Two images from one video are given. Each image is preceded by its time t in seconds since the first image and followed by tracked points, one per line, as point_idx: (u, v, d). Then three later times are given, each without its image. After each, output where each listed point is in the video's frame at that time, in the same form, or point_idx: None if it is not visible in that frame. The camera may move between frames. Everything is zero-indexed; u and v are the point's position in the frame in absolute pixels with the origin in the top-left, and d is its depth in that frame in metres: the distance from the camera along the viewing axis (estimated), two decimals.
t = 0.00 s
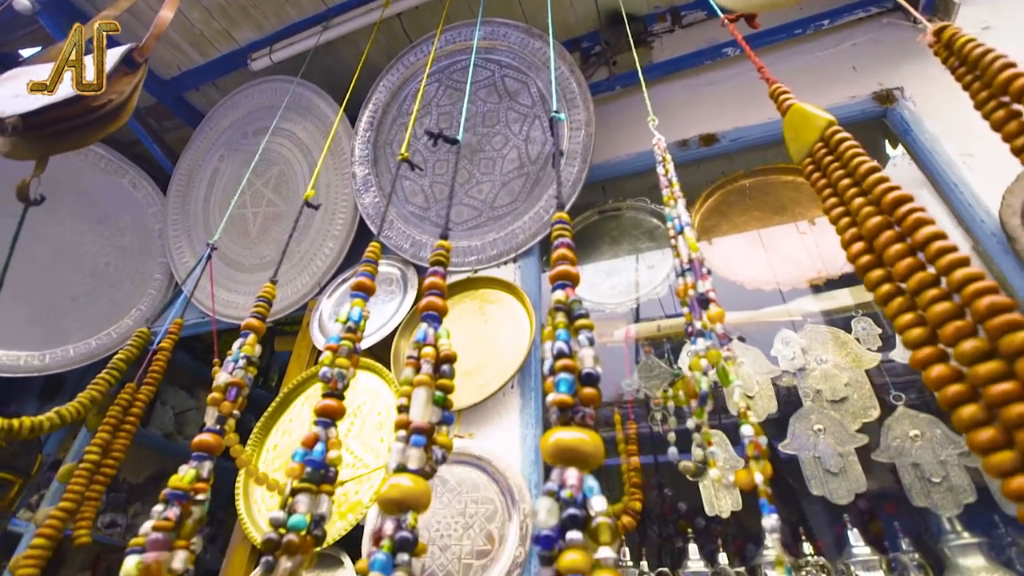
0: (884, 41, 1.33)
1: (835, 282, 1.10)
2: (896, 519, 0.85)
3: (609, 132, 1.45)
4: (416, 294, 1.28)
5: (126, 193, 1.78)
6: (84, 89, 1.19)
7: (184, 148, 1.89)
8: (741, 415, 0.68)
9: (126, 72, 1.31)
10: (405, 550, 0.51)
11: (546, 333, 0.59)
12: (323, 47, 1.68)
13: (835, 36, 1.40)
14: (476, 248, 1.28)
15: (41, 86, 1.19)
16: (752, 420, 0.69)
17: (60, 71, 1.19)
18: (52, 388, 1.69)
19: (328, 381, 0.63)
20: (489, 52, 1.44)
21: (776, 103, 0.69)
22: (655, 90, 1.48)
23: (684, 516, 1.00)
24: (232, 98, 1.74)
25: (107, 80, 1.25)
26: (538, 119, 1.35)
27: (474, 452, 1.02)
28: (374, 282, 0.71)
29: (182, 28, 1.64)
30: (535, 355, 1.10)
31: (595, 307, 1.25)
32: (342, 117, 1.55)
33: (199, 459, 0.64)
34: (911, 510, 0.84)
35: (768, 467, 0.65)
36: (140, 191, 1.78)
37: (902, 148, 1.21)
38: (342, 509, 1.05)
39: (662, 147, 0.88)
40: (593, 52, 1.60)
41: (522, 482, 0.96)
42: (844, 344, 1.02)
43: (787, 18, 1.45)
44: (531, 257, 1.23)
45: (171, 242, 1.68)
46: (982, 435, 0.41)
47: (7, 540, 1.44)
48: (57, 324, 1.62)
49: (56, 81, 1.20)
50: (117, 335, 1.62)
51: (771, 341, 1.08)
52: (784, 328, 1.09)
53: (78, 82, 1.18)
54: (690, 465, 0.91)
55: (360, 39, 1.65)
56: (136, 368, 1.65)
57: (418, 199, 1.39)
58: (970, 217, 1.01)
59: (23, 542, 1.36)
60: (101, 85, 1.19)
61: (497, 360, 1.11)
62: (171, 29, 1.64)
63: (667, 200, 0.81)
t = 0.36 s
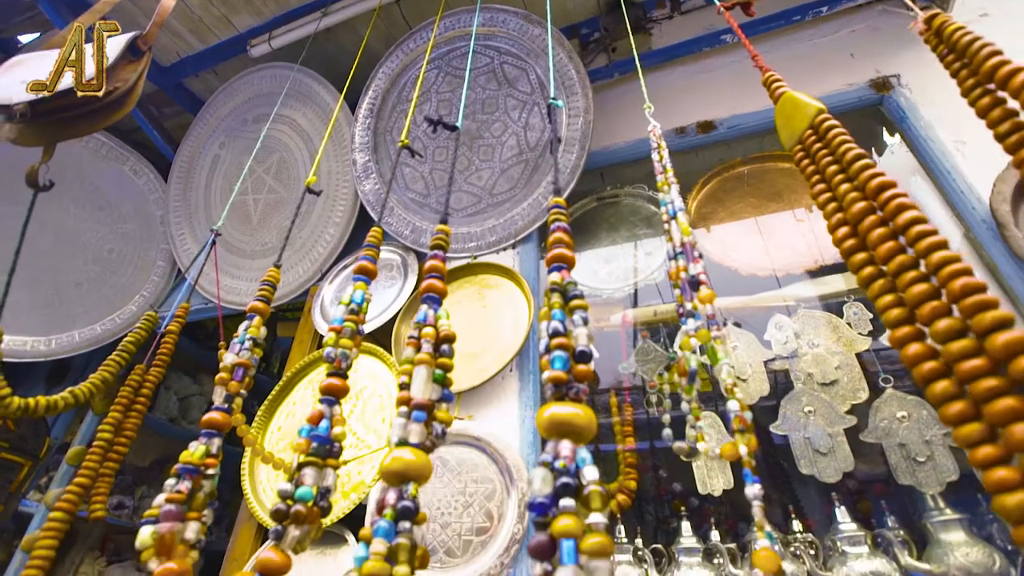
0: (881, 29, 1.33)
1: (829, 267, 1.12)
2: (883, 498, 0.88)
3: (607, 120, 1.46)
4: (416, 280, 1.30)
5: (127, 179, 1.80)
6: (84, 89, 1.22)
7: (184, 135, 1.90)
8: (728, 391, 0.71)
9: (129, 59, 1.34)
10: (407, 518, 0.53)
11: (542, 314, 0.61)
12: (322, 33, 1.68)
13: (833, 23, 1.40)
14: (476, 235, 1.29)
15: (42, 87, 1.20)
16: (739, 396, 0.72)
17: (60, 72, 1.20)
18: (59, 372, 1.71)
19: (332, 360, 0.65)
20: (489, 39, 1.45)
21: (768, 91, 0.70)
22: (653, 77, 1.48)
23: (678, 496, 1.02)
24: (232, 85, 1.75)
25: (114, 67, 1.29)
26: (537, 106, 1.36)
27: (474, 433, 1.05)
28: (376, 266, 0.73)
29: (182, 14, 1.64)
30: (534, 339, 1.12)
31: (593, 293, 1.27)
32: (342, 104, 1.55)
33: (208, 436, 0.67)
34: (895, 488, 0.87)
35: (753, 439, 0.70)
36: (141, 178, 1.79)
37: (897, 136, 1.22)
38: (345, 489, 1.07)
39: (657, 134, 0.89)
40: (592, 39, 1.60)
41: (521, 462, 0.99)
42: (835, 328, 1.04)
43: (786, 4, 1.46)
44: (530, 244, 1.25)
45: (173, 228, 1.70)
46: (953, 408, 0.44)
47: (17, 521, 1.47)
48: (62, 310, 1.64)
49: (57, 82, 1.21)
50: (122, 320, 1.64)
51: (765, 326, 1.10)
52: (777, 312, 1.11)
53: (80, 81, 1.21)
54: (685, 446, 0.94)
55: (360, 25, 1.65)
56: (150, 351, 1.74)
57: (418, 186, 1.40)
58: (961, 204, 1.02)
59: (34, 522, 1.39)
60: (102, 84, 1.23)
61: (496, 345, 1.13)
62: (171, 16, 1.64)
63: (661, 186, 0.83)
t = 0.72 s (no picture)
0: (879, 16, 1.34)
1: (822, 253, 1.14)
2: (869, 476, 0.91)
3: (604, 107, 1.47)
4: (415, 265, 1.32)
5: (128, 166, 1.81)
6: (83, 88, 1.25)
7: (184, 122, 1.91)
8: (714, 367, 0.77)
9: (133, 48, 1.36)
10: (407, 488, 0.56)
11: (536, 294, 0.63)
12: (321, 20, 1.68)
13: (830, 10, 1.40)
14: (475, 221, 1.31)
15: (42, 87, 1.23)
16: (724, 372, 0.78)
17: (60, 71, 1.23)
18: (64, 358, 1.73)
19: (335, 341, 0.67)
20: (487, 26, 1.45)
21: (759, 79, 0.72)
22: (651, 64, 1.48)
23: (672, 477, 1.05)
24: (231, 71, 1.75)
25: (117, 56, 1.31)
26: (535, 93, 1.37)
27: (472, 414, 1.08)
28: (376, 250, 0.75)
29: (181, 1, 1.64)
30: (531, 323, 1.14)
31: (590, 279, 1.29)
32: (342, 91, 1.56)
33: (216, 414, 0.69)
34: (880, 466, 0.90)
35: (735, 412, 0.75)
36: (142, 165, 1.80)
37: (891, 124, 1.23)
38: (348, 468, 1.10)
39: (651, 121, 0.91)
40: (590, 26, 1.60)
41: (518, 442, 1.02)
42: (825, 312, 1.07)
43: None
44: (528, 230, 1.27)
45: (175, 214, 1.71)
46: (924, 382, 0.46)
47: (27, 502, 1.50)
48: (66, 296, 1.66)
49: (56, 81, 1.23)
50: (126, 305, 1.66)
51: (759, 311, 1.12)
52: (770, 298, 1.13)
53: (78, 82, 1.23)
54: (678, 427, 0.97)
55: (358, 12, 1.65)
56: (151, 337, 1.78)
57: (417, 172, 1.42)
58: (952, 192, 1.04)
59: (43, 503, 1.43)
60: (101, 84, 1.25)
61: (494, 329, 1.16)
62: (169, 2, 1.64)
63: (654, 171, 0.84)
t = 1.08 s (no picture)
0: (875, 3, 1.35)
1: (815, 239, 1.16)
2: (857, 456, 0.94)
3: (602, 95, 1.48)
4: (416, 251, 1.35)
5: (129, 153, 1.82)
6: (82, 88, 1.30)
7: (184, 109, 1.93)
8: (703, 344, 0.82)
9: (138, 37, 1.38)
10: (409, 458, 0.59)
11: (533, 275, 0.66)
12: (320, 7, 1.68)
13: None
14: (474, 208, 1.33)
15: (42, 87, 1.28)
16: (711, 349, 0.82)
17: (60, 71, 1.28)
18: (69, 343, 1.76)
19: (340, 321, 0.70)
20: (486, 13, 1.46)
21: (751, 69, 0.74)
22: (649, 51, 1.49)
23: (667, 458, 1.08)
24: (231, 58, 1.75)
25: (122, 45, 1.34)
26: (534, 81, 1.38)
27: (472, 396, 1.11)
28: (377, 235, 0.77)
29: None
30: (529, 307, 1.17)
31: (588, 264, 1.31)
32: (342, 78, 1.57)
33: (225, 391, 0.72)
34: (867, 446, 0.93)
35: (722, 387, 0.79)
36: (143, 152, 1.81)
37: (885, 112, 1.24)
38: (351, 449, 1.13)
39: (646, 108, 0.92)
40: (589, 13, 1.60)
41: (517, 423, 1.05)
42: (816, 297, 1.10)
43: None
44: (527, 217, 1.29)
45: (176, 201, 1.73)
46: (898, 356, 0.49)
47: (37, 483, 1.53)
48: (70, 282, 1.68)
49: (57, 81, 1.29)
50: (130, 292, 1.68)
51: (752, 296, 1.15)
52: (763, 283, 1.15)
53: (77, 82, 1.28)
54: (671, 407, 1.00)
55: None
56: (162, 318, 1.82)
57: (417, 160, 1.43)
58: (942, 178, 1.06)
59: (53, 484, 1.46)
60: (99, 85, 1.28)
61: (494, 313, 1.18)
62: None
63: (648, 157, 0.87)
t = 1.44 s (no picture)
0: None
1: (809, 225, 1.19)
2: (847, 437, 0.97)
3: (601, 83, 1.49)
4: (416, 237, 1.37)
5: (131, 140, 1.83)
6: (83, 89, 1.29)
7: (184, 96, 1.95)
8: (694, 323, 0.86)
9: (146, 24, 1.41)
10: (413, 430, 0.62)
11: (532, 257, 0.68)
12: None
13: None
14: (474, 194, 1.35)
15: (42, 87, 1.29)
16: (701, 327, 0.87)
17: (61, 72, 1.29)
18: (75, 328, 1.78)
19: (346, 302, 0.72)
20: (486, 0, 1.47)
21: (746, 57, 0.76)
22: (648, 39, 1.50)
23: (662, 439, 1.11)
24: (232, 45, 1.76)
25: (130, 33, 1.37)
26: (533, 68, 1.39)
27: (473, 377, 1.14)
28: (381, 219, 0.79)
29: None
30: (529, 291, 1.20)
31: (586, 250, 1.34)
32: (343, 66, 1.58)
33: (236, 370, 0.75)
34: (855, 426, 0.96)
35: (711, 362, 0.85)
36: (145, 139, 1.82)
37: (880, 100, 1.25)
38: (355, 430, 1.16)
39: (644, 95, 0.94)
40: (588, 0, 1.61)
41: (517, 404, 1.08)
42: (808, 282, 1.12)
43: None
44: (526, 203, 1.31)
45: (179, 188, 1.74)
46: (877, 332, 0.53)
47: (47, 465, 1.56)
48: (75, 268, 1.70)
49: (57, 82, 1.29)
50: (136, 277, 1.71)
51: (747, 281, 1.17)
52: (757, 268, 1.18)
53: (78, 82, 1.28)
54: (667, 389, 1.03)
55: None
56: (173, 300, 1.86)
57: (418, 147, 1.45)
58: (934, 165, 1.08)
59: (62, 465, 1.49)
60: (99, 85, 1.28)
61: (494, 297, 1.21)
62: None
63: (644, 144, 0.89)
